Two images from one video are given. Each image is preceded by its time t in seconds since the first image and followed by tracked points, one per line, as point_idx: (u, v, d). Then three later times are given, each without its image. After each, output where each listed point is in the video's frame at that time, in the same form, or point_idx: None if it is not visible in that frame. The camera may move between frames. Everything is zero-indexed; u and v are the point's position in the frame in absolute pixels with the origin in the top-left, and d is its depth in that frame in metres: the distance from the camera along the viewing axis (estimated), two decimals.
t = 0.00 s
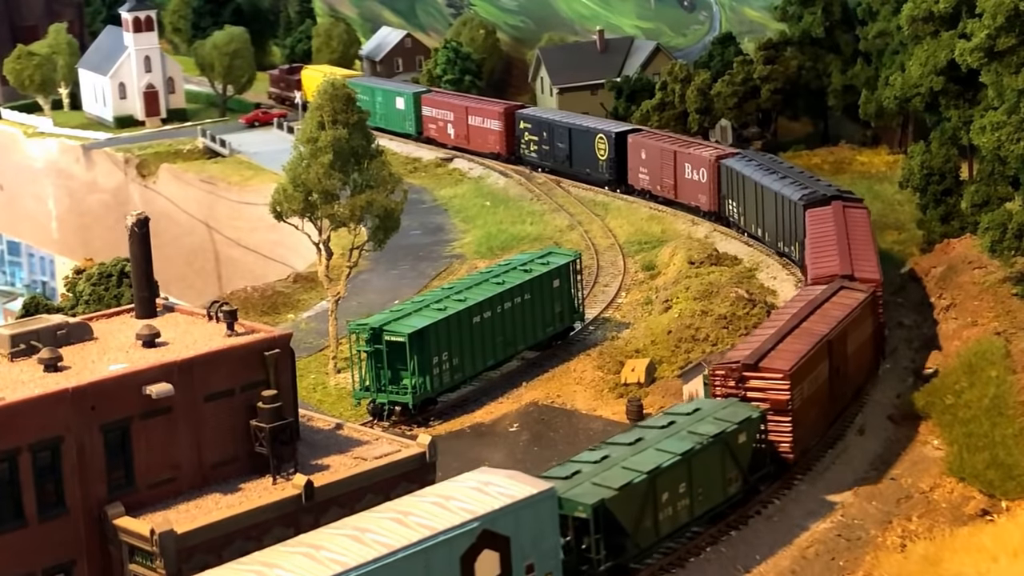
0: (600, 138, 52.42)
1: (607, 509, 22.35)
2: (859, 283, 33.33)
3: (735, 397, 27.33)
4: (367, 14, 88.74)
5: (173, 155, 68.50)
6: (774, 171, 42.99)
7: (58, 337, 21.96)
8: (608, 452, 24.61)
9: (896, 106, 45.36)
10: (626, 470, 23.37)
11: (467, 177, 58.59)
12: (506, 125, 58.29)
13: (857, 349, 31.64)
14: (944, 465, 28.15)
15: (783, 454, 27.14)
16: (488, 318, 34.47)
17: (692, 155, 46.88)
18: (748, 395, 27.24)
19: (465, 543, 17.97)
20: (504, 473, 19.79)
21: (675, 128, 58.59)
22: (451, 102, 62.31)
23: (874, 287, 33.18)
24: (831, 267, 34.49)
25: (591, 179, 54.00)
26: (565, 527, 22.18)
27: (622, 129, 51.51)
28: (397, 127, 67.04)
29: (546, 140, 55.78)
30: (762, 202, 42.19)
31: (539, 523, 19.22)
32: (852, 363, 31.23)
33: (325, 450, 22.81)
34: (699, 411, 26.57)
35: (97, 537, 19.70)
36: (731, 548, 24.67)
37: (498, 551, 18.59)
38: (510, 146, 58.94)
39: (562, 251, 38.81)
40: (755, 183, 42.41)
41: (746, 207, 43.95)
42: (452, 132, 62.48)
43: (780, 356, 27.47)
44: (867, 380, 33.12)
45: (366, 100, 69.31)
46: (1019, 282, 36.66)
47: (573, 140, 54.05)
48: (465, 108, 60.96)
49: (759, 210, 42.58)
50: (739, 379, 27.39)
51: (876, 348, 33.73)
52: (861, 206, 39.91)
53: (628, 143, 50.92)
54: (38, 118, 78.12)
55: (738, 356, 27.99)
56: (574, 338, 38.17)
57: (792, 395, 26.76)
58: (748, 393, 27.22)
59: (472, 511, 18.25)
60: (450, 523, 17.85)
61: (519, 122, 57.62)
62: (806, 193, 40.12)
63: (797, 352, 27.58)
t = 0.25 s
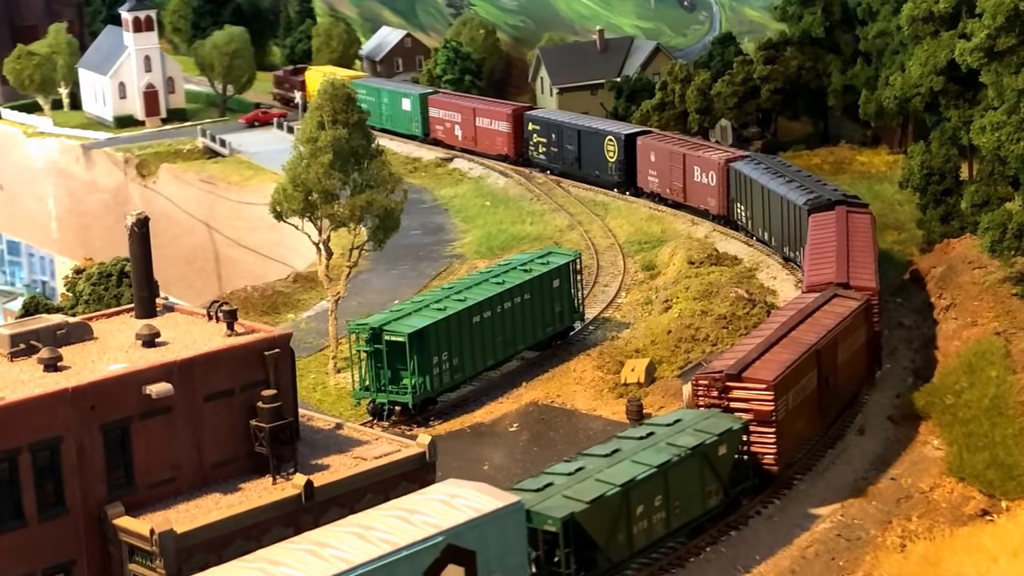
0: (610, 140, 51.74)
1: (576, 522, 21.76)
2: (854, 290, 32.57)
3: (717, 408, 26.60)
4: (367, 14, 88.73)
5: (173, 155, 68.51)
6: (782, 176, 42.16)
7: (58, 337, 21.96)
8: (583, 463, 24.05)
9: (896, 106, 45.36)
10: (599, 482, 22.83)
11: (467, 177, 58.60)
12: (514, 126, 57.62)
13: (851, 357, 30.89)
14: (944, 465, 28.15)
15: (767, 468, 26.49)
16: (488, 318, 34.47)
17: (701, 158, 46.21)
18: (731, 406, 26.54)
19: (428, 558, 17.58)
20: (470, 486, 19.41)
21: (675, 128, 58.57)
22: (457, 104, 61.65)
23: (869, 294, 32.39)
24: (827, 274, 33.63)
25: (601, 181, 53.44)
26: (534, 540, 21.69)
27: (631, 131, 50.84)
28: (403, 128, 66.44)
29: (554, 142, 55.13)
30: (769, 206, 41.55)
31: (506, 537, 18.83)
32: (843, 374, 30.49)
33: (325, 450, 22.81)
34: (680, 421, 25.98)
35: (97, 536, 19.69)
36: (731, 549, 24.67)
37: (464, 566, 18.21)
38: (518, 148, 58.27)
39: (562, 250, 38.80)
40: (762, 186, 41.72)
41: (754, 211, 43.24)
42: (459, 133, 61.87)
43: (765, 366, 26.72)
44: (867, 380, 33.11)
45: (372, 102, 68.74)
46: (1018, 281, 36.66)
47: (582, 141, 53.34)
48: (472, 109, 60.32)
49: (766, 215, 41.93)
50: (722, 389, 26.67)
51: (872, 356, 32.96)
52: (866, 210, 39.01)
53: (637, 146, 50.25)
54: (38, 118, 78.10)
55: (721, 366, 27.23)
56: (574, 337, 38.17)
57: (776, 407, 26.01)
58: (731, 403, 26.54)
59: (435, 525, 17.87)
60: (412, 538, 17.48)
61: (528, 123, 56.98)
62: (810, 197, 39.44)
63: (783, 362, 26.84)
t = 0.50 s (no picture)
0: (618, 142, 51.25)
1: (550, 533, 21.45)
2: (849, 297, 31.94)
3: (700, 418, 26.22)
4: (367, 14, 88.73)
5: (173, 155, 68.53)
6: (789, 178, 41.58)
7: (58, 337, 21.97)
8: (560, 474, 23.71)
9: (896, 106, 45.35)
10: (575, 493, 22.50)
11: (467, 177, 58.61)
12: (521, 128, 57.19)
13: (844, 365, 30.28)
14: (944, 465, 28.14)
15: (753, 479, 26.06)
16: (488, 318, 34.48)
17: (709, 160, 45.69)
18: (714, 415, 26.17)
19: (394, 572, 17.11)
20: (441, 498, 18.93)
21: (675, 128, 58.54)
22: (463, 104, 61.15)
23: (863, 300, 31.74)
24: (823, 280, 33.09)
25: (609, 182, 52.96)
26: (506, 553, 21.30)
27: (640, 133, 50.31)
28: (408, 129, 65.90)
29: (562, 144, 54.69)
30: (775, 210, 41.10)
31: (477, 550, 18.32)
32: (836, 382, 29.95)
33: (325, 450, 22.81)
34: (662, 431, 25.68)
35: (97, 536, 19.68)
36: (731, 549, 24.66)
37: None
38: (525, 150, 57.86)
39: (562, 250, 38.79)
40: (768, 190, 41.25)
41: (760, 215, 42.75)
42: (466, 134, 61.46)
43: (750, 375, 26.31)
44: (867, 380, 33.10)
45: (377, 102, 68.29)
46: (1018, 281, 36.66)
47: (590, 143, 52.85)
48: (479, 111, 59.88)
49: (772, 218, 41.50)
50: (706, 399, 26.31)
51: (867, 363, 32.33)
52: (871, 214, 38.49)
53: (646, 147, 49.75)
54: (38, 118, 78.08)
55: (705, 375, 26.88)
56: (574, 337, 38.16)
57: (760, 417, 25.62)
58: (715, 413, 26.16)
59: (401, 538, 17.41)
60: (376, 551, 17.01)
61: (535, 125, 56.51)
62: (814, 201, 38.98)
63: (768, 371, 26.40)
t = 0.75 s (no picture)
0: (628, 143, 50.58)
1: (517, 548, 20.93)
2: (842, 306, 31.34)
3: (680, 430, 25.74)
4: (366, 14, 88.72)
5: (173, 155, 68.54)
6: (797, 183, 41.04)
7: (58, 337, 21.96)
8: (534, 486, 23.19)
9: (896, 106, 45.36)
10: (545, 506, 21.98)
11: (467, 177, 58.59)
12: (530, 129, 56.74)
13: (833, 375, 29.68)
14: (944, 465, 28.14)
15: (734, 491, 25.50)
16: (488, 318, 34.48)
17: (718, 163, 45.19)
18: (695, 427, 25.66)
19: None
20: (404, 512, 18.54)
21: (675, 127, 58.52)
22: (471, 106, 60.62)
23: (856, 309, 31.12)
24: (817, 288, 32.59)
25: (618, 184, 52.35)
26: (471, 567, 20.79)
27: (649, 134, 49.69)
28: (415, 130, 65.45)
29: (571, 146, 54.17)
30: (780, 215, 40.72)
31: (441, 566, 17.93)
32: (827, 392, 29.40)
33: (325, 449, 22.80)
34: (640, 442, 25.05)
35: (96, 536, 19.67)
36: (731, 548, 24.62)
37: None
38: (534, 151, 57.37)
39: (562, 250, 38.80)
40: (774, 195, 40.83)
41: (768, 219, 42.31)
42: (473, 136, 60.96)
43: (733, 385, 25.79)
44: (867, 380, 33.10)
45: (382, 104, 67.85)
46: (1018, 281, 36.67)
47: (600, 145, 52.30)
48: (487, 112, 59.38)
49: (778, 223, 41.14)
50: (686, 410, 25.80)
51: (857, 375, 31.74)
52: (875, 219, 37.95)
53: (656, 149, 49.15)
54: (38, 117, 78.06)
55: (687, 385, 26.39)
56: (574, 337, 38.16)
57: (743, 427, 25.09)
58: (696, 424, 25.64)
59: (360, 553, 17.01)
60: (334, 567, 16.62)
61: (544, 127, 56.01)
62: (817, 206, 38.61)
63: (752, 381, 25.89)
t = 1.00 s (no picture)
0: (637, 145, 50.36)
1: (486, 561, 20.09)
2: (834, 313, 30.67)
3: (662, 440, 25.20)
4: (366, 13, 88.71)
5: (173, 155, 68.54)
6: (803, 187, 40.59)
7: (58, 336, 21.95)
8: (508, 497, 22.41)
9: (896, 107, 45.37)
10: (517, 518, 21.18)
11: (467, 177, 58.58)
12: (538, 131, 56.43)
13: (824, 384, 29.02)
14: (944, 465, 28.14)
15: (715, 503, 24.92)
16: (488, 318, 34.49)
17: (726, 166, 44.79)
18: (677, 437, 25.13)
19: None
20: (371, 525, 18.62)
21: (675, 128, 58.51)
22: (478, 107, 60.26)
23: (849, 317, 30.40)
24: (810, 296, 32.03)
25: (626, 186, 51.99)
26: None
27: (659, 137, 49.36)
28: (420, 131, 65.06)
29: (579, 148, 53.86)
30: (785, 219, 40.31)
31: None
32: (817, 401, 28.76)
33: (324, 449, 22.79)
34: (618, 453, 24.33)
35: (96, 536, 19.66)
36: (731, 548, 24.58)
37: None
38: (542, 153, 57.01)
39: (562, 250, 38.80)
40: (779, 199, 40.42)
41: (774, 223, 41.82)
42: (480, 137, 60.58)
43: (715, 395, 25.25)
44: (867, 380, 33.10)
45: (388, 105, 67.51)
46: (1018, 281, 36.69)
47: (608, 147, 51.94)
48: (494, 113, 58.98)
49: (782, 229, 40.79)
50: (668, 420, 25.28)
51: (851, 385, 31.04)
52: (877, 225, 37.63)
53: (665, 152, 48.80)
54: (38, 117, 78.05)
55: (671, 394, 25.83)
56: (574, 337, 38.16)
57: (724, 438, 24.51)
58: (679, 434, 25.10)
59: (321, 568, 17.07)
60: None
61: (552, 129, 55.77)
62: (820, 210, 38.25)
63: (734, 391, 25.33)
